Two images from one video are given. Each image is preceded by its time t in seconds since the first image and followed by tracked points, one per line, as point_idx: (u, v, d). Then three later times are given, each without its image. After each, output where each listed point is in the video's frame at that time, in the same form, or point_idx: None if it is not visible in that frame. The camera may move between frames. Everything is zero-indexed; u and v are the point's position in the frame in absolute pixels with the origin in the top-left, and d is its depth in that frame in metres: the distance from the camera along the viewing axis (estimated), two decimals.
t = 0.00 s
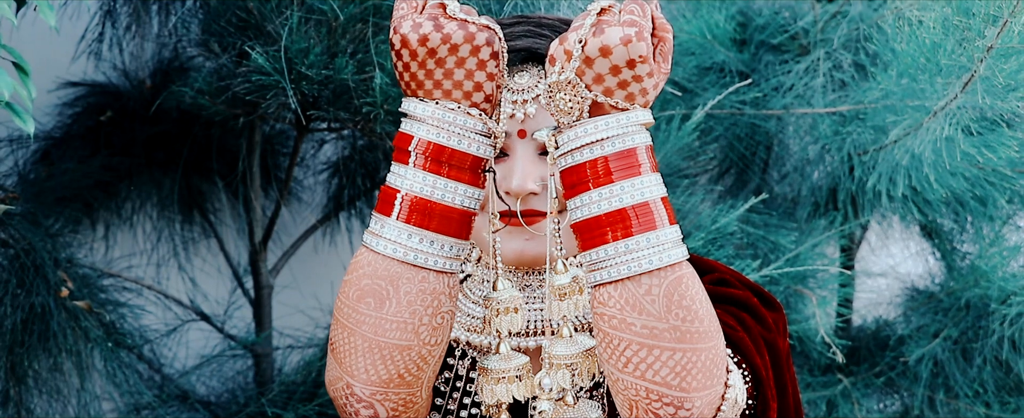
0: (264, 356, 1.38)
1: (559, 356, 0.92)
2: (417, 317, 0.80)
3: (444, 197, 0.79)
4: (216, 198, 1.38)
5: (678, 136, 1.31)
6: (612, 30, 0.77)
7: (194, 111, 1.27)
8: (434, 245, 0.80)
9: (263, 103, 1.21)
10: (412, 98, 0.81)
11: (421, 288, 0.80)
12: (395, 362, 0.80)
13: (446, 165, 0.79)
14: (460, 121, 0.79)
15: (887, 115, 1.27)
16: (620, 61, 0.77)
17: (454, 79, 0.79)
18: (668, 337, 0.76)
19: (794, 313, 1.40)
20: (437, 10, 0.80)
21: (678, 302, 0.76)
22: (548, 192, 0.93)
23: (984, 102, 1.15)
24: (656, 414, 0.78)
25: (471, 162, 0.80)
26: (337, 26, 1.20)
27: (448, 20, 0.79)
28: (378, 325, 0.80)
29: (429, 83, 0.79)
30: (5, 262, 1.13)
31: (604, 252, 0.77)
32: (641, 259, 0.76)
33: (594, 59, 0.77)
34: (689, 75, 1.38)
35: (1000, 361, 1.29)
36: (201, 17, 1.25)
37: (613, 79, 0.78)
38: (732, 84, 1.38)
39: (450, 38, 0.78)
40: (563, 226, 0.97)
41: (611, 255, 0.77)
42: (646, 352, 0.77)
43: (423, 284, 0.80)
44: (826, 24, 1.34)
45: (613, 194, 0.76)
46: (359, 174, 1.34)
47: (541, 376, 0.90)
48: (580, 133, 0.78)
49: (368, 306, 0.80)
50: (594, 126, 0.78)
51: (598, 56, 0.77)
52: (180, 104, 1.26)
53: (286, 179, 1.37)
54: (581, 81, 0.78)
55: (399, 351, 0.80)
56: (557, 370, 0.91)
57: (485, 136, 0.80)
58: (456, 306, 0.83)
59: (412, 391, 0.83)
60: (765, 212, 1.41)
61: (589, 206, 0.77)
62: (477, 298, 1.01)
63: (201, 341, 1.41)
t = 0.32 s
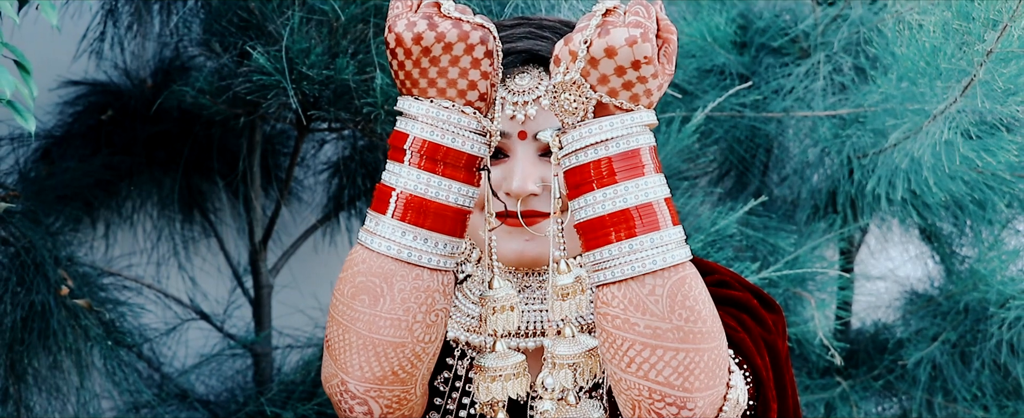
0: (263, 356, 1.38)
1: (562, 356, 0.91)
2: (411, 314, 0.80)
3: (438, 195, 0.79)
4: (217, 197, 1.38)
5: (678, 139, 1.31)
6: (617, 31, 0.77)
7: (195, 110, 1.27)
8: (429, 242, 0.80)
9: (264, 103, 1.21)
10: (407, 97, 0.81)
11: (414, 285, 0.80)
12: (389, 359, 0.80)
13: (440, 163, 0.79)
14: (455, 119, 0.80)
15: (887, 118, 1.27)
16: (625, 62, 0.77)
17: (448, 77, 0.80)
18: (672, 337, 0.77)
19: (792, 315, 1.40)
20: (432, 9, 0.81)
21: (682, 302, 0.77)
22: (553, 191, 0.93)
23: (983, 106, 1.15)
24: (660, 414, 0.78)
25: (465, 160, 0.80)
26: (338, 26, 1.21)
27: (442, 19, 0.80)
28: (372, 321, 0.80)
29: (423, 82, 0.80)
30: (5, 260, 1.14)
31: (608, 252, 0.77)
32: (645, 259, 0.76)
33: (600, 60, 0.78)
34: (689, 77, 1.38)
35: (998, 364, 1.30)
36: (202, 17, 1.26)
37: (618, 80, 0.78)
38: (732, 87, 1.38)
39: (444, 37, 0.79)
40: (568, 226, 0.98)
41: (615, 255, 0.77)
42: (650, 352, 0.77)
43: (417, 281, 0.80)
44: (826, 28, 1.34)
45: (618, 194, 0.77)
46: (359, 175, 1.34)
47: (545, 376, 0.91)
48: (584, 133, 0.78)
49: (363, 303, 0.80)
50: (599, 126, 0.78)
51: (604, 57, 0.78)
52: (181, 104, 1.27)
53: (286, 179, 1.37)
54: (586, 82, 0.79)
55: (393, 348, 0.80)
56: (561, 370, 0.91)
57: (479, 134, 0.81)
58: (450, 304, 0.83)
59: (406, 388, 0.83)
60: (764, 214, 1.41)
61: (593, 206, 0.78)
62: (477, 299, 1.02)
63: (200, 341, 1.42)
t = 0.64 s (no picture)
0: (262, 354, 1.38)
1: (563, 355, 0.92)
2: (404, 311, 0.82)
3: (432, 192, 0.81)
4: (217, 196, 1.38)
5: (678, 140, 1.31)
6: (624, 31, 0.78)
7: (197, 108, 1.27)
8: (422, 239, 0.82)
9: (265, 102, 1.21)
10: (403, 94, 0.83)
11: (408, 282, 0.82)
12: (383, 355, 0.82)
13: (435, 161, 0.81)
14: (449, 116, 0.81)
15: (886, 121, 1.27)
16: (632, 62, 0.78)
17: (443, 75, 0.81)
18: (675, 336, 0.78)
19: (791, 317, 1.41)
20: (427, 8, 0.82)
21: (685, 302, 0.78)
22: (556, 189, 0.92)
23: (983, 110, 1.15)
24: (662, 413, 0.79)
25: (460, 158, 0.82)
26: (339, 25, 1.21)
27: (438, 17, 0.81)
28: (366, 318, 0.82)
29: (418, 79, 0.82)
30: (6, 256, 1.15)
31: (613, 252, 0.78)
32: (649, 259, 0.77)
33: (606, 60, 0.78)
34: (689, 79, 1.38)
35: (996, 368, 1.30)
36: (203, 15, 1.26)
37: (624, 80, 0.79)
38: (732, 88, 1.38)
39: (439, 34, 0.80)
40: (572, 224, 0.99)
41: (619, 255, 0.78)
42: (653, 352, 0.78)
43: (410, 278, 0.82)
44: (827, 30, 1.34)
45: (623, 194, 0.77)
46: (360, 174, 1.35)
47: (546, 375, 0.91)
48: (591, 132, 0.79)
49: (357, 300, 0.82)
50: (604, 126, 0.79)
51: (610, 57, 0.78)
52: (183, 102, 1.27)
53: (286, 178, 1.38)
54: (592, 81, 0.79)
55: (387, 344, 0.82)
56: (561, 368, 0.91)
57: (474, 132, 0.82)
58: (444, 300, 0.85)
59: (400, 384, 0.85)
60: (764, 216, 1.41)
61: (598, 206, 0.78)
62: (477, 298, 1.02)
63: (199, 338, 1.42)
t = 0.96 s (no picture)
0: (261, 352, 1.38)
1: (566, 352, 0.94)
2: (398, 307, 0.84)
3: (426, 188, 0.83)
4: (217, 193, 1.38)
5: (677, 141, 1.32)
6: (631, 30, 0.79)
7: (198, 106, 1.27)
8: (417, 236, 0.84)
9: (266, 100, 1.22)
10: (397, 92, 0.85)
11: (402, 278, 0.84)
12: (377, 351, 0.85)
13: (430, 158, 0.83)
14: (442, 113, 0.83)
15: (886, 124, 1.27)
16: (638, 62, 0.80)
17: (436, 73, 0.84)
18: (679, 335, 0.80)
19: (789, 318, 1.41)
20: (420, 6, 0.84)
21: (689, 301, 0.80)
22: (560, 189, 0.95)
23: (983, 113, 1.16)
24: (666, 412, 0.81)
25: (454, 155, 0.84)
26: (340, 23, 1.21)
27: (431, 15, 0.83)
28: (361, 314, 0.84)
29: (412, 77, 0.84)
30: (6, 252, 1.16)
31: (617, 250, 0.80)
32: (654, 258, 0.79)
33: (613, 59, 0.80)
34: (690, 80, 1.38)
35: (994, 370, 1.30)
36: (205, 13, 1.26)
37: (631, 79, 0.80)
38: (732, 90, 1.38)
39: (432, 32, 0.82)
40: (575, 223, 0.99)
41: (624, 253, 0.79)
42: (657, 350, 0.80)
43: (404, 274, 0.84)
44: (827, 33, 1.34)
45: (628, 193, 0.79)
46: (360, 172, 1.35)
47: (549, 373, 0.93)
48: (596, 131, 0.81)
49: (352, 296, 0.85)
50: (610, 125, 0.80)
51: (617, 56, 0.80)
52: (183, 99, 1.27)
53: (286, 176, 1.39)
54: (599, 80, 0.81)
55: (381, 340, 0.85)
56: (564, 366, 0.94)
57: (468, 129, 0.84)
58: (438, 296, 0.87)
59: (394, 380, 0.87)
60: (763, 217, 1.41)
61: (603, 204, 0.80)
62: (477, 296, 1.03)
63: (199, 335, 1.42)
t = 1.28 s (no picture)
0: (261, 349, 1.38)
1: (570, 349, 0.91)
2: (393, 303, 0.85)
3: (420, 185, 0.84)
4: (217, 191, 1.38)
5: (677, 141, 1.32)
6: (638, 28, 0.80)
7: (199, 102, 1.27)
8: (410, 232, 0.85)
9: (267, 97, 1.23)
10: (392, 89, 0.86)
11: (396, 274, 0.85)
12: (372, 346, 0.85)
13: (425, 155, 0.84)
14: (436, 110, 0.84)
15: (886, 125, 1.27)
16: (645, 60, 0.80)
17: (430, 69, 0.84)
18: (684, 332, 0.80)
19: (788, 319, 1.41)
20: (415, 4, 0.85)
21: (694, 298, 0.80)
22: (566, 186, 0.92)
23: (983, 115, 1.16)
24: (671, 409, 0.82)
25: (449, 152, 0.85)
26: (342, 22, 1.21)
27: (425, 12, 0.84)
28: (355, 310, 0.85)
29: (407, 74, 0.85)
30: (8, 248, 1.17)
31: (624, 247, 0.80)
32: (660, 255, 0.80)
33: (620, 57, 0.80)
34: (690, 80, 1.38)
35: (992, 372, 1.31)
36: (207, 11, 1.26)
37: (637, 77, 0.81)
38: (732, 90, 1.38)
39: (426, 29, 0.84)
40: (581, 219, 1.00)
41: (630, 250, 0.80)
42: (662, 347, 0.80)
43: (398, 270, 0.85)
44: (828, 34, 1.34)
45: (634, 190, 0.80)
46: (360, 170, 1.36)
47: (552, 370, 0.92)
48: (602, 129, 0.81)
49: (346, 292, 0.85)
50: (617, 122, 0.81)
51: (624, 54, 0.80)
52: (184, 96, 1.27)
53: (286, 173, 1.40)
54: (606, 78, 0.81)
55: (375, 335, 0.85)
56: (568, 362, 0.92)
57: (462, 125, 0.85)
58: (433, 293, 0.88)
59: (388, 376, 0.88)
60: (763, 218, 1.41)
61: (609, 201, 0.81)
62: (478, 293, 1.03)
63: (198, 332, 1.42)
